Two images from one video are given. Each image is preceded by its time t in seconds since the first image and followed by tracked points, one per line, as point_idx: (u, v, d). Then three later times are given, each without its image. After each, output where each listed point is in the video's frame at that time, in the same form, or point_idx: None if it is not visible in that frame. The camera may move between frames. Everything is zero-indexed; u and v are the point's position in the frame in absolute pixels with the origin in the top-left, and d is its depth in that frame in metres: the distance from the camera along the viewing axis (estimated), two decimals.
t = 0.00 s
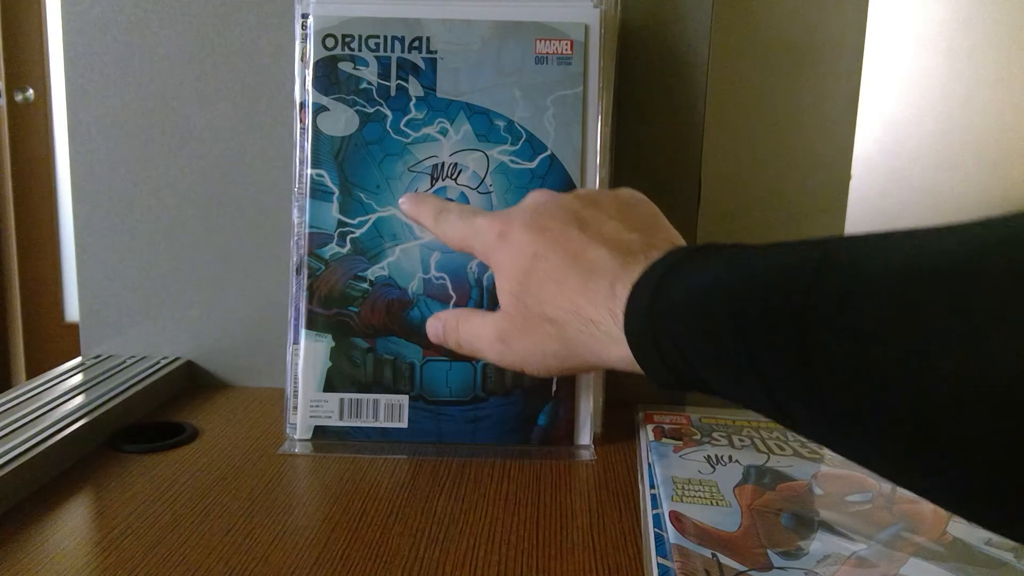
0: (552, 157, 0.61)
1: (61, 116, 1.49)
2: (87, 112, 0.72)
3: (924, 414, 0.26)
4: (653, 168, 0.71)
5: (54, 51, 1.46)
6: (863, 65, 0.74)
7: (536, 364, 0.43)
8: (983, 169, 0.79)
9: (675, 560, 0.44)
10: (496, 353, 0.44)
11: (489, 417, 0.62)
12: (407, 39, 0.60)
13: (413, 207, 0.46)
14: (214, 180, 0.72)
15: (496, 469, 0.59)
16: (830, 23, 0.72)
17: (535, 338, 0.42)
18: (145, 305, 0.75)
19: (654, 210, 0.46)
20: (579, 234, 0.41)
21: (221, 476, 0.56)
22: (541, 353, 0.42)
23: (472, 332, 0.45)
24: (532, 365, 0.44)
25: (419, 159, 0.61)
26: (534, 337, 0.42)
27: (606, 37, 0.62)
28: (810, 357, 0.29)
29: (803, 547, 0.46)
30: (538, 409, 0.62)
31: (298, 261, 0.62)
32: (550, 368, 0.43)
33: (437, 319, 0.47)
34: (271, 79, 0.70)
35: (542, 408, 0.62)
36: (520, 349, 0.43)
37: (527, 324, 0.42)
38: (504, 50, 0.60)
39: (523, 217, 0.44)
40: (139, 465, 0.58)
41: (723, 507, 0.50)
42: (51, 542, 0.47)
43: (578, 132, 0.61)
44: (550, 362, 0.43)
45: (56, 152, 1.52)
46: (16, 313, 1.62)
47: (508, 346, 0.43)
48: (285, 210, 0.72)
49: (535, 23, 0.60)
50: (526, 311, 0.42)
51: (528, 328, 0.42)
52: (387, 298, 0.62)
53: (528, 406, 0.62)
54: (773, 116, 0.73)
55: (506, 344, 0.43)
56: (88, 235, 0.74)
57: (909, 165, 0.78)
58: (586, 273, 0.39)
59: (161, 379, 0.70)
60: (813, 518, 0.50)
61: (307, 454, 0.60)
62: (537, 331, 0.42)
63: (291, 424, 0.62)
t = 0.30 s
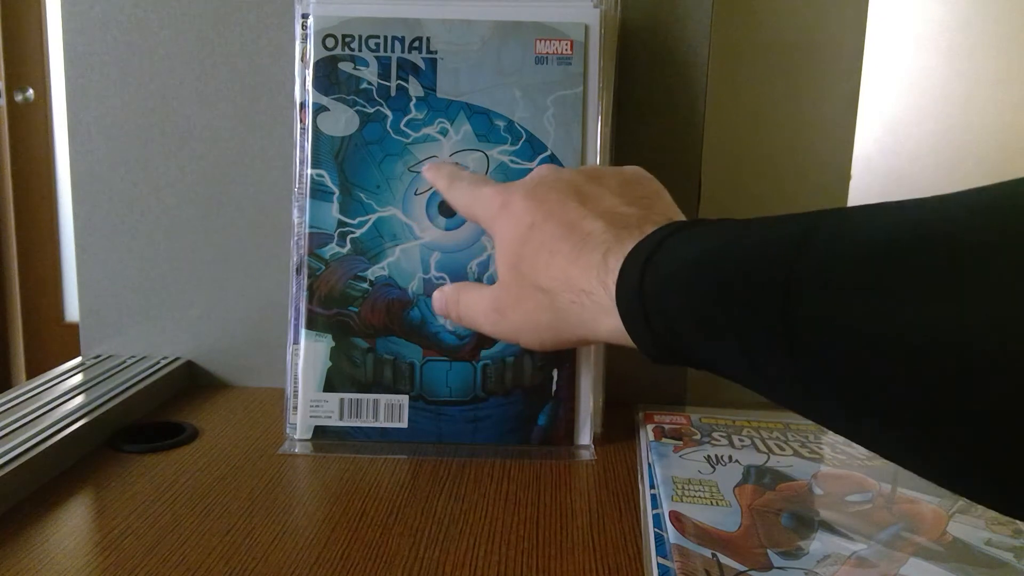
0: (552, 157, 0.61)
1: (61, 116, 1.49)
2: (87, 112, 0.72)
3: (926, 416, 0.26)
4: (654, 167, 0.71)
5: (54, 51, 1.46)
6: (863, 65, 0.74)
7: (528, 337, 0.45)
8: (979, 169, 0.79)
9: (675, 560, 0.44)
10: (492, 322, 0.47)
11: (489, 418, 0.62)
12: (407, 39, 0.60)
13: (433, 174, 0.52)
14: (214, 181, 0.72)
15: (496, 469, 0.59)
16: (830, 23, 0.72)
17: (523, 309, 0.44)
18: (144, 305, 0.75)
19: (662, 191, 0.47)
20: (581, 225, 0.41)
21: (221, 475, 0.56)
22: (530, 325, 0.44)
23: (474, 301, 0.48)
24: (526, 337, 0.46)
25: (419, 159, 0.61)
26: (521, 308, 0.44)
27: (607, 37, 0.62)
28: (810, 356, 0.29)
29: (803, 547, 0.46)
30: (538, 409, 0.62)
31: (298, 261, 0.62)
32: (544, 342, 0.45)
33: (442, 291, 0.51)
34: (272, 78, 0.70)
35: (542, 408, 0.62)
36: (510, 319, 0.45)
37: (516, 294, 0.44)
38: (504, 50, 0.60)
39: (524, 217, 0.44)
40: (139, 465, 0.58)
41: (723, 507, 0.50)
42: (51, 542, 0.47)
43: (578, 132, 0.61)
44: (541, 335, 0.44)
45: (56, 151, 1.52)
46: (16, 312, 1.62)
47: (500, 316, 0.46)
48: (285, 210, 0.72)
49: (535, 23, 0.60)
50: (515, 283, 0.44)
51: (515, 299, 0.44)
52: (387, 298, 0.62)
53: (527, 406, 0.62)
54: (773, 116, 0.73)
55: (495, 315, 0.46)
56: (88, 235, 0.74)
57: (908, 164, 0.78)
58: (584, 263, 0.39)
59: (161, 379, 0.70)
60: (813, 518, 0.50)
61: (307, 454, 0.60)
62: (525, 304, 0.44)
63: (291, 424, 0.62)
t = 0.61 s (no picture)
0: (552, 157, 0.61)
1: (61, 115, 1.49)
2: (87, 112, 0.72)
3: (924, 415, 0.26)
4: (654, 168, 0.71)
5: (54, 51, 1.46)
6: (863, 66, 0.74)
7: (539, 356, 0.45)
8: (978, 169, 0.79)
9: (675, 560, 0.44)
10: (505, 338, 0.46)
11: (489, 418, 0.62)
12: (407, 40, 0.60)
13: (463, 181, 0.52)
14: (214, 181, 0.72)
15: (496, 469, 0.59)
16: (830, 24, 0.72)
17: (538, 324, 0.43)
18: (144, 305, 0.75)
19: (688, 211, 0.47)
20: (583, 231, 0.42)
21: (221, 476, 0.56)
22: (542, 341, 0.44)
23: (487, 315, 0.47)
24: (537, 355, 0.45)
25: (419, 159, 0.61)
26: (536, 322, 0.43)
27: (607, 38, 0.62)
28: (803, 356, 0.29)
29: (803, 547, 0.46)
30: (538, 409, 0.62)
31: (298, 261, 0.62)
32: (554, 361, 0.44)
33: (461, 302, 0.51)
34: (271, 79, 0.70)
35: (542, 408, 0.62)
36: (524, 334, 0.44)
37: (532, 308, 0.44)
38: (504, 50, 0.60)
39: (538, 230, 0.44)
40: (139, 465, 0.58)
41: (723, 507, 0.50)
42: (51, 542, 0.47)
43: (578, 132, 0.61)
44: (551, 354, 0.44)
45: (56, 151, 1.52)
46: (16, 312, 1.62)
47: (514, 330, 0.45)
48: (285, 210, 0.72)
49: (535, 23, 0.60)
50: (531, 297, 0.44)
51: (530, 313, 0.44)
52: (387, 298, 0.62)
53: (527, 406, 0.62)
54: (773, 116, 0.73)
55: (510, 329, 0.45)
56: (88, 235, 0.74)
57: (907, 164, 0.78)
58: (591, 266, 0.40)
59: (161, 379, 0.70)
60: (813, 518, 0.50)
61: (307, 454, 0.60)
62: (540, 321, 0.43)
63: (291, 424, 0.62)
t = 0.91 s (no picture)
0: (552, 157, 0.61)
1: (61, 115, 1.49)
2: (87, 112, 0.72)
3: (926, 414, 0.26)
4: (654, 167, 0.71)
5: (53, 51, 1.46)
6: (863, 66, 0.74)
7: (539, 364, 0.45)
8: (979, 169, 0.79)
9: (675, 560, 0.44)
10: (506, 347, 0.46)
11: (489, 418, 0.62)
12: (407, 40, 0.60)
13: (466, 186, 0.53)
14: (214, 181, 0.72)
15: (496, 469, 0.59)
16: (830, 23, 0.72)
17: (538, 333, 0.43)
18: (144, 305, 0.75)
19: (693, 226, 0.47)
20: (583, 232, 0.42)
21: (221, 476, 0.56)
22: (542, 349, 0.44)
23: (489, 323, 0.48)
24: (538, 364, 0.45)
25: (419, 159, 0.61)
26: (536, 331, 0.43)
27: (607, 38, 0.62)
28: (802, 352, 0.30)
29: (803, 547, 0.46)
30: (538, 409, 0.62)
31: (298, 260, 0.62)
32: (554, 369, 0.44)
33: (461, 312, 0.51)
34: (272, 78, 0.70)
35: (542, 408, 0.62)
36: (525, 344, 0.45)
37: (533, 317, 0.44)
38: (504, 50, 0.60)
39: (540, 239, 0.44)
40: (139, 465, 0.58)
41: (723, 507, 0.50)
42: (51, 542, 0.47)
43: (579, 132, 0.61)
44: (551, 362, 0.44)
45: (56, 150, 1.52)
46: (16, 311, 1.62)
47: (515, 339, 0.45)
48: (285, 210, 0.72)
49: (535, 23, 0.60)
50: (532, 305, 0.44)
51: (531, 322, 0.44)
52: (387, 298, 0.62)
53: (527, 406, 0.62)
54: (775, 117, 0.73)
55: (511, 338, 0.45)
56: (88, 234, 0.74)
57: (907, 163, 0.78)
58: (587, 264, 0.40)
59: (161, 379, 0.70)
60: (813, 518, 0.50)
61: (307, 454, 0.60)
62: (539, 330, 0.43)
63: (291, 424, 0.62)
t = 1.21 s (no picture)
0: (552, 157, 0.61)
1: (61, 115, 1.49)
2: (87, 112, 0.72)
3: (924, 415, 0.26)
4: (653, 167, 0.71)
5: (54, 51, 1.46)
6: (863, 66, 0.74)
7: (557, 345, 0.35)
8: (979, 169, 0.79)
9: (675, 560, 0.44)
10: (528, 317, 0.35)
11: (489, 418, 0.62)
12: (407, 40, 0.60)
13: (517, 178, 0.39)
14: (213, 181, 0.72)
15: (496, 469, 0.59)
16: (829, 23, 0.72)
17: (574, 315, 0.33)
18: (144, 304, 0.75)
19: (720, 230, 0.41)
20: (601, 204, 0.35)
21: (221, 476, 0.56)
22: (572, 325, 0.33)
23: (506, 290, 0.36)
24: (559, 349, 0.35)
25: (419, 159, 0.61)
26: (573, 312, 0.33)
27: (607, 38, 0.62)
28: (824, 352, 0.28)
29: (803, 547, 0.46)
30: (538, 409, 0.62)
31: (298, 261, 0.62)
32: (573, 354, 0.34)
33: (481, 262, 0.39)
34: (272, 79, 0.70)
35: (542, 408, 0.62)
36: (551, 321, 0.34)
37: (573, 296, 0.33)
38: (504, 50, 0.60)
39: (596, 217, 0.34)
40: (139, 465, 0.58)
41: (722, 507, 0.50)
42: (51, 542, 0.47)
43: (579, 132, 0.61)
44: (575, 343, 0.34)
45: (56, 150, 1.52)
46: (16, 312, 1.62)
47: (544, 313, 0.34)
48: (285, 210, 0.72)
49: (535, 23, 0.60)
50: (574, 282, 0.33)
51: (570, 299, 0.33)
52: (387, 298, 0.62)
53: (527, 406, 0.62)
54: (776, 118, 0.73)
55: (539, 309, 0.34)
56: (88, 235, 0.74)
57: (907, 163, 0.78)
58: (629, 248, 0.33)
59: (162, 379, 0.70)
60: (813, 518, 0.50)
61: (307, 454, 0.60)
62: (571, 298, 0.33)
63: (291, 424, 0.62)
